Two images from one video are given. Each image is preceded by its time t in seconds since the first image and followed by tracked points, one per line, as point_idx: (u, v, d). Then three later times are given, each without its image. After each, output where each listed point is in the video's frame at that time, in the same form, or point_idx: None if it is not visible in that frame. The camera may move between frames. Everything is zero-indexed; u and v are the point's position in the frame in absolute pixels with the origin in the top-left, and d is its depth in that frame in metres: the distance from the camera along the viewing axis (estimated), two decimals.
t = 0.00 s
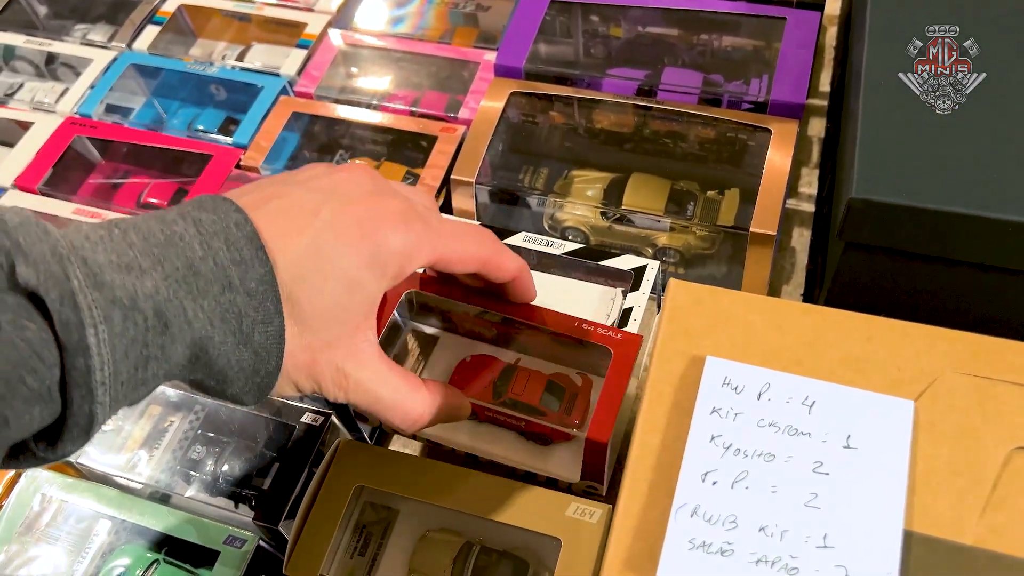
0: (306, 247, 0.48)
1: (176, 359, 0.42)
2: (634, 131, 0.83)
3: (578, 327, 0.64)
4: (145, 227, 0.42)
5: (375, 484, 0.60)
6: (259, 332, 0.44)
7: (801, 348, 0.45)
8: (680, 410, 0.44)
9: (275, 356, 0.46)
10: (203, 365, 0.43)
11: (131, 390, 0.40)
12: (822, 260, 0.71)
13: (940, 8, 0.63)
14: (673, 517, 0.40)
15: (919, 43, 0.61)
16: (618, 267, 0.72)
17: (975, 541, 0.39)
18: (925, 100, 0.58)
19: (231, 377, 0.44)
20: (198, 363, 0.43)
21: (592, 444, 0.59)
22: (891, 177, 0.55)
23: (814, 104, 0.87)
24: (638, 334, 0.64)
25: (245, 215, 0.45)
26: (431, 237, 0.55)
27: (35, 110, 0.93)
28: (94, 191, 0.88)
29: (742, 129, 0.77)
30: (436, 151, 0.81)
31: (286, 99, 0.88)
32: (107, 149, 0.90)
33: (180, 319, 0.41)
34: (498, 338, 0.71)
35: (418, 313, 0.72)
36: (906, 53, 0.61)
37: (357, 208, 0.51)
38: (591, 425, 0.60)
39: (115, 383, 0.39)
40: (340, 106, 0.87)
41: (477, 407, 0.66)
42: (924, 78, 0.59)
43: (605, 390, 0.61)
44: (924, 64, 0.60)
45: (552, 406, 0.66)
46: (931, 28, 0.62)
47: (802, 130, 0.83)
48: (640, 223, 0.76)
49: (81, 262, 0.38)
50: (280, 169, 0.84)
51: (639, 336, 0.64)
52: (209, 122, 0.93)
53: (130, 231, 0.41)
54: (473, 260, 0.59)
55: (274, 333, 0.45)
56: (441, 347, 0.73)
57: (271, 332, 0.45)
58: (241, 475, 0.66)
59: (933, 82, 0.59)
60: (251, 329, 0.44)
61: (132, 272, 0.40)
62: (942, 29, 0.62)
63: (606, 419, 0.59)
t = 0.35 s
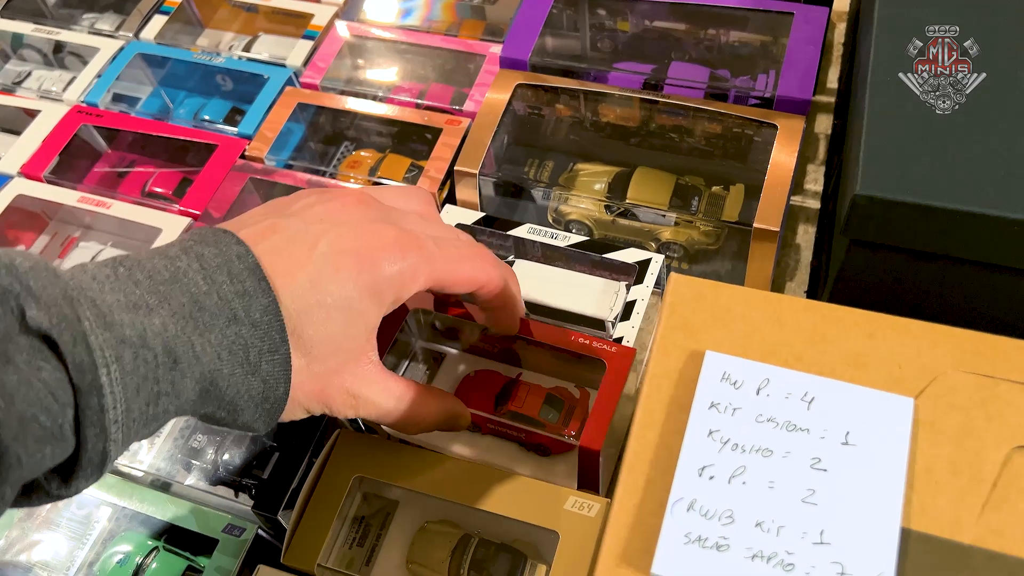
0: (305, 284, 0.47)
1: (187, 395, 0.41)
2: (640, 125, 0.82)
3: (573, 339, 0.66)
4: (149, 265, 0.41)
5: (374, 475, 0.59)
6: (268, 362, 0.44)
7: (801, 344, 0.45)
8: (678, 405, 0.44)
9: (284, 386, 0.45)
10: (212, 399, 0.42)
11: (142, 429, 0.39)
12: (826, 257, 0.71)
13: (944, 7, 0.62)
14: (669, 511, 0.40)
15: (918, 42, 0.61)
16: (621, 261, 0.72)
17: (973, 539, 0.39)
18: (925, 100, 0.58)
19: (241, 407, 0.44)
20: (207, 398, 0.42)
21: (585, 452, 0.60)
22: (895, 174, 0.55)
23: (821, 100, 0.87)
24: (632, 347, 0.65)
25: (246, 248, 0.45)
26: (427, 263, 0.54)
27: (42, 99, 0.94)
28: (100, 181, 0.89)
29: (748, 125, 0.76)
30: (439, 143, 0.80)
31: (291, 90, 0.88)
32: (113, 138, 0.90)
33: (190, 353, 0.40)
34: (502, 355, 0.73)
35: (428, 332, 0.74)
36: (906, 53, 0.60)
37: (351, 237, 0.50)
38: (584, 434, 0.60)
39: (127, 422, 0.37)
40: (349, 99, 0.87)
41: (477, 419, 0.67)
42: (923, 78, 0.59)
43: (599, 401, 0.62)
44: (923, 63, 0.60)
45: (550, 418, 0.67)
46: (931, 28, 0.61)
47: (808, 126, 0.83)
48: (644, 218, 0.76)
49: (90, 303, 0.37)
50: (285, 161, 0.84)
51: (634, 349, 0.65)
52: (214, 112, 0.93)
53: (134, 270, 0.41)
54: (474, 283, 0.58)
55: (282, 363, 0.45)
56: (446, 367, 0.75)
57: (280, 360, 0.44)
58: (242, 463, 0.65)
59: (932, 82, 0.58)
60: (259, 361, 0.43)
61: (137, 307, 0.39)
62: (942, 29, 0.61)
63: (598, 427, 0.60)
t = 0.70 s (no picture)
0: (267, 308, 0.45)
1: (136, 427, 0.39)
2: (649, 108, 0.83)
3: (575, 329, 0.67)
4: (98, 291, 0.39)
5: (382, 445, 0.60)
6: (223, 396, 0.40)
7: (806, 317, 0.45)
8: (683, 374, 0.44)
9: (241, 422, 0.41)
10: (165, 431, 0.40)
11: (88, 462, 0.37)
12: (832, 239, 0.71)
13: (944, 6, 0.62)
14: (673, 476, 0.41)
15: (918, 42, 0.60)
16: (629, 243, 0.72)
17: (973, 508, 0.39)
18: (925, 100, 0.57)
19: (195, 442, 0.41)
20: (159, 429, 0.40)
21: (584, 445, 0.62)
22: (902, 154, 0.55)
23: (831, 87, 0.87)
24: (634, 340, 0.65)
25: (205, 272, 0.42)
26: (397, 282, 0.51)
27: (58, 77, 0.95)
28: (115, 157, 0.91)
29: (755, 108, 0.77)
30: (450, 123, 0.81)
31: (304, 70, 0.89)
32: (127, 116, 0.92)
33: (136, 385, 0.38)
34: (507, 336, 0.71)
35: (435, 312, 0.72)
36: (905, 52, 0.60)
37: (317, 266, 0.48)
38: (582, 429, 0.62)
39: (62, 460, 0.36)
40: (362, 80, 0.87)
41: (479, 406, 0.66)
42: (923, 78, 0.58)
43: (600, 394, 0.63)
44: (923, 63, 0.59)
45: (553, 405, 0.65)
46: (931, 28, 0.61)
47: (816, 112, 0.83)
48: (652, 198, 0.77)
49: (30, 333, 0.36)
50: (297, 140, 0.85)
51: (635, 340, 0.66)
52: (227, 92, 0.93)
53: (82, 294, 0.39)
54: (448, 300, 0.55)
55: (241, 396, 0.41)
56: (453, 350, 0.71)
57: (235, 394, 0.41)
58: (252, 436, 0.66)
59: (932, 82, 0.58)
60: (211, 394, 0.40)
61: (84, 336, 0.37)
62: (942, 29, 0.60)
63: (598, 423, 0.62)
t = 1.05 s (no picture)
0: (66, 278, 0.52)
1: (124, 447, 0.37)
2: (658, 82, 0.85)
3: (583, 291, 0.69)
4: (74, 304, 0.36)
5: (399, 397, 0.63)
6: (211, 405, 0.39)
7: (806, 270, 0.47)
8: (687, 322, 0.47)
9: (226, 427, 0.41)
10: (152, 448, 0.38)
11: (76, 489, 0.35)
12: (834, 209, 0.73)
13: (941, 9, 0.62)
14: (676, 414, 0.43)
15: (918, 42, 0.61)
16: (637, 210, 0.74)
17: (961, 447, 0.41)
18: (926, 100, 0.58)
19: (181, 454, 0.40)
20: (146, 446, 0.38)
21: (591, 400, 0.63)
22: (903, 123, 0.57)
23: (837, 64, 0.88)
24: (640, 300, 0.67)
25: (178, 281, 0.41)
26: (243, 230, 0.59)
27: (82, 47, 0.97)
28: (138, 124, 0.93)
29: (762, 81, 0.79)
30: (464, 94, 0.82)
31: (322, 42, 0.91)
32: (150, 86, 0.94)
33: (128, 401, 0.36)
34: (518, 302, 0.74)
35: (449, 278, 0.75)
36: (905, 53, 0.60)
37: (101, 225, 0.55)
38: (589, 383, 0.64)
39: (16, 417, 0.49)
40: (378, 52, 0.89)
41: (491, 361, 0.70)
42: (923, 77, 0.59)
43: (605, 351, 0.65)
44: (923, 63, 0.60)
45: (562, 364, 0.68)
46: (931, 28, 0.61)
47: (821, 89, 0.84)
48: (660, 167, 0.79)
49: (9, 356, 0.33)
50: (315, 109, 0.87)
51: (642, 301, 0.67)
52: (247, 63, 0.96)
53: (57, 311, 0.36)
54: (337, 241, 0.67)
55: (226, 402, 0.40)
56: (466, 310, 0.76)
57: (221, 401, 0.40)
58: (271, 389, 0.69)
59: (932, 82, 0.58)
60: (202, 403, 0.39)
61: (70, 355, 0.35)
62: (942, 29, 0.61)
63: (601, 378, 0.63)
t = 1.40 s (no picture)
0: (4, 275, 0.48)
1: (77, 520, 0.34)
2: (654, 77, 0.85)
3: (575, 284, 0.69)
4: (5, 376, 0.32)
5: (392, 386, 0.63)
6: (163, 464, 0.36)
7: (791, 265, 0.48)
8: (674, 314, 0.47)
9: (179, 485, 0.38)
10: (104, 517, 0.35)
11: None
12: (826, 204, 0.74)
13: (940, 8, 0.63)
14: (660, 405, 0.44)
15: (919, 42, 0.61)
16: (630, 205, 0.74)
17: (939, 440, 0.42)
18: (925, 100, 0.59)
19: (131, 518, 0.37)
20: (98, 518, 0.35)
21: (582, 391, 0.64)
22: (893, 121, 0.58)
23: (833, 61, 0.88)
24: (632, 293, 0.68)
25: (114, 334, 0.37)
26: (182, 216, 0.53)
27: (83, 37, 0.98)
28: (139, 114, 0.95)
29: (757, 77, 0.79)
30: (461, 87, 0.83)
31: (321, 34, 0.91)
32: (150, 76, 0.95)
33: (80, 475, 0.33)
34: (511, 292, 0.75)
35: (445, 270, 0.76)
36: (906, 53, 0.61)
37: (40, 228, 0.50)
38: (581, 374, 0.65)
39: None
40: (378, 44, 0.90)
41: (483, 352, 0.71)
42: (923, 77, 0.60)
43: (596, 343, 0.65)
44: (924, 63, 0.60)
45: (554, 356, 0.69)
46: (931, 29, 0.62)
47: (817, 86, 0.84)
48: (655, 162, 0.79)
49: None
50: (314, 100, 0.88)
51: (633, 293, 0.68)
52: (247, 53, 0.96)
53: None
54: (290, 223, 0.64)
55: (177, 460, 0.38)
56: (461, 301, 0.76)
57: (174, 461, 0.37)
58: (266, 377, 0.69)
59: (932, 81, 0.59)
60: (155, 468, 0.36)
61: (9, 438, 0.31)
62: (942, 29, 0.61)
63: (592, 370, 0.64)
